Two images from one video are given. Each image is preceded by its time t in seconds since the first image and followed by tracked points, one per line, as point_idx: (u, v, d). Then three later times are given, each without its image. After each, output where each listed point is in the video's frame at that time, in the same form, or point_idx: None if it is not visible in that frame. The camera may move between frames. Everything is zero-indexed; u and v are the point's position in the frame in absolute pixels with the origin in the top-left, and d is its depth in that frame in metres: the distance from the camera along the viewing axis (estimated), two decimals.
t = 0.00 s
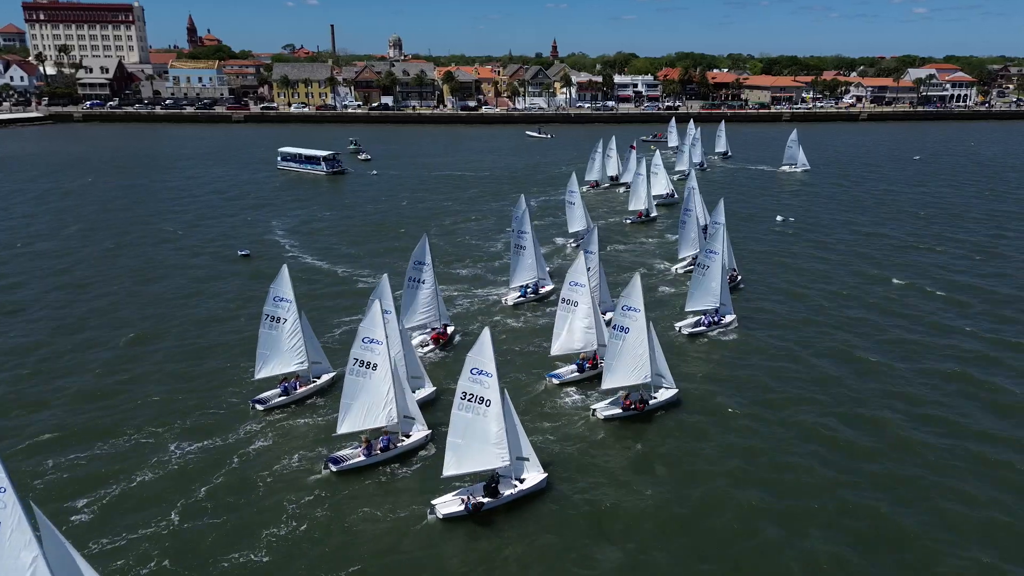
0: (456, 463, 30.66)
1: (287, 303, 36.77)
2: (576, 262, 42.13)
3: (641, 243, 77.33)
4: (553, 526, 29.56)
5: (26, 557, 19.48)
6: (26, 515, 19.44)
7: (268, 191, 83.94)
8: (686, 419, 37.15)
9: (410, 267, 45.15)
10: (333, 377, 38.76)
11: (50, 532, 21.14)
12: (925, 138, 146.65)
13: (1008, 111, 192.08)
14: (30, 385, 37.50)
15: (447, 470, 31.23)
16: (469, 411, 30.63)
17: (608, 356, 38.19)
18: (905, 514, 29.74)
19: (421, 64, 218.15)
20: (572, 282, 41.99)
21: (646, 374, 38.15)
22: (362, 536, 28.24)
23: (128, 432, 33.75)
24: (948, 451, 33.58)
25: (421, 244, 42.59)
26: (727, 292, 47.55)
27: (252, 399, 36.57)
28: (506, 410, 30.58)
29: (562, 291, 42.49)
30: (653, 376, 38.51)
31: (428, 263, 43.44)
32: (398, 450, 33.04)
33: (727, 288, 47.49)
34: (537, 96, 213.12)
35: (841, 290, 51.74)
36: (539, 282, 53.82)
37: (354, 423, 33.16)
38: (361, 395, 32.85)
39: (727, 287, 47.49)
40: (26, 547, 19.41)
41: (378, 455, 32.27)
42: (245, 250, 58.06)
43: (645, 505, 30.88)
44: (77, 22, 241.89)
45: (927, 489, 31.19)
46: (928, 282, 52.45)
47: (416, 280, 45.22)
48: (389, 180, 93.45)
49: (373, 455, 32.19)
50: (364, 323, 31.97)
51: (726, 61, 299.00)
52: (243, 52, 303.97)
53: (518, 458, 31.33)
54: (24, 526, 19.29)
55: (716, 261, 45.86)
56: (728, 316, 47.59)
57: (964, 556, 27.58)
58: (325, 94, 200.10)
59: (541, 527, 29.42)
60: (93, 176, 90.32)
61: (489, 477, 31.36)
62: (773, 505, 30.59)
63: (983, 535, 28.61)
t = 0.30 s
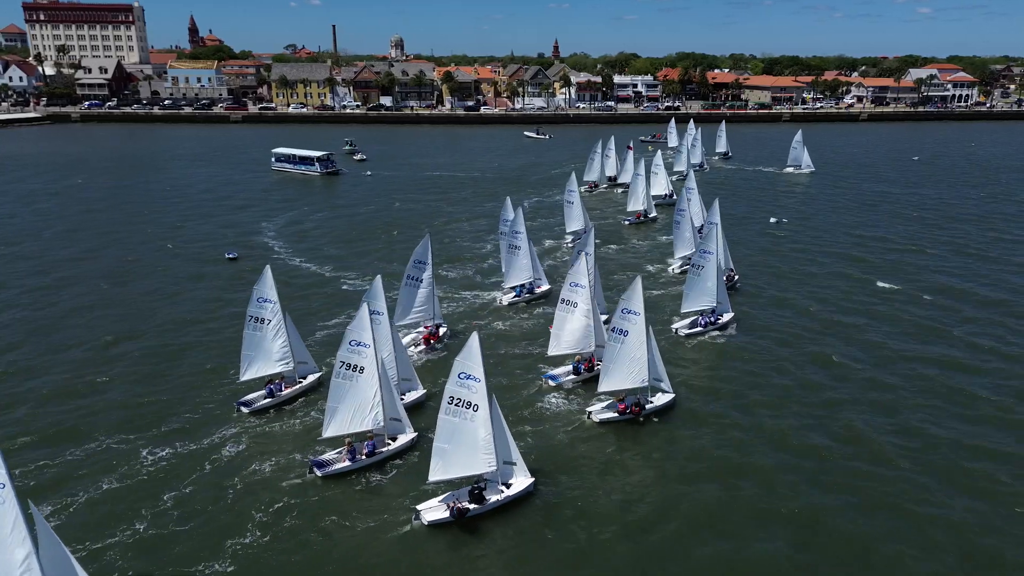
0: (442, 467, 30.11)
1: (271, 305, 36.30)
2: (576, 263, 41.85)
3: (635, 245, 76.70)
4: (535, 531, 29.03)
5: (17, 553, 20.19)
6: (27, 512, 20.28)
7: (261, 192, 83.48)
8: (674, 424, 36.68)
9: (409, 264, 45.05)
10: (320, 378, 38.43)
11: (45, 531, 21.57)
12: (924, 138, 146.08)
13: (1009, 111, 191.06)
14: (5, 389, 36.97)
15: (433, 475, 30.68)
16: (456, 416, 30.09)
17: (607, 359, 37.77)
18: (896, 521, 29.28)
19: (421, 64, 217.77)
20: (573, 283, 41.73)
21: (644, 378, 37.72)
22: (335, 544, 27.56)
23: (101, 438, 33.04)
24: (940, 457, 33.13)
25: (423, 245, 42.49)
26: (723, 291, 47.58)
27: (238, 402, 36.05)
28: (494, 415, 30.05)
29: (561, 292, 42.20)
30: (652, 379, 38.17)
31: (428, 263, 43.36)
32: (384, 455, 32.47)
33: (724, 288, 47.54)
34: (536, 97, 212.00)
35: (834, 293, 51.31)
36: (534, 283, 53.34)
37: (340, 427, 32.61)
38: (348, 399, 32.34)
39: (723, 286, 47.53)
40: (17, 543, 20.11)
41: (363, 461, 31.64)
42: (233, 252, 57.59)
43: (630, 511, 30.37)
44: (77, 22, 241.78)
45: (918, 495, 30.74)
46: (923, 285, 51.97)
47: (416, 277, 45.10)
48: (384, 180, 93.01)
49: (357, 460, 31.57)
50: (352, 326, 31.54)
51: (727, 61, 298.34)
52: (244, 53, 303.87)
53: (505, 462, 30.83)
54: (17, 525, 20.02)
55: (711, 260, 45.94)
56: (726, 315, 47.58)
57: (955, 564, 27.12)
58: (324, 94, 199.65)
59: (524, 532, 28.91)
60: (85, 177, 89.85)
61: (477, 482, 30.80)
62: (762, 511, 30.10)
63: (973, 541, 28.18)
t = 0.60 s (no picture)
0: (428, 473, 29.66)
1: (257, 305, 35.88)
2: (582, 265, 41.59)
3: (629, 245, 76.12)
4: (513, 539, 28.47)
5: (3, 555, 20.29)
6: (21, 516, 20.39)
7: (254, 193, 83.06)
8: (660, 431, 36.12)
9: (407, 265, 45.48)
10: (306, 380, 38.06)
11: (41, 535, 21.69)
12: (924, 139, 145.28)
13: (1011, 111, 189.95)
14: None
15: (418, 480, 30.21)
16: (442, 421, 29.64)
17: (601, 362, 37.37)
18: (880, 532, 28.77)
19: (420, 64, 217.26)
20: (577, 285, 41.36)
21: (638, 380, 37.30)
22: (305, 554, 26.87)
23: (72, 442, 32.52)
24: (930, 466, 32.56)
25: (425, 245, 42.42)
26: (721, 292, 47.38)
27: (223, 403, 35.69)
28: (481, 419, 29.68)
29: (564, 293, 41.90)
30: (647, 382, 37.69)
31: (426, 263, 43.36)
32: (370, 457, 32.06)
33: (722, 290, 47.34)
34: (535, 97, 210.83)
35: (827, 297, 50.76)
36: (529, 283, 53.55)
37: (325, 429, 32.17)
38: (333, 401, 31.87)
39: (721, 288, 47.33)
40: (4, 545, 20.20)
41: (349, 463, 31.28)
42: (221, 254, 57.11)
43: (613, 520, 29.83)
44: (77, 22, 241.88)
45: (905, 505, 30.18)
46: (917, 289, 51.36)
47: (413, 278, 45.45)
48: (378, 181, 92.52)
49: (343, 462, 31.24)
50: (336, 328, 31.11)
51: (728, 61, 297.48)
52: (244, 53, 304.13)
53: (492, 465, 30.49)
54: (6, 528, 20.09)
55: (710, 261, 45.79)
56: (722, 317, 47.33)
57: None
58: (323, 94, 199.32)
59: (502, 541, 28.34)
60: (77, 177, 89.46)
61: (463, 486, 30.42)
62: (746, 522, 29.57)
63: (962, 554, 27.63)
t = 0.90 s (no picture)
0: (416, 475, 29.40)
1: (246, 306, 35.58)
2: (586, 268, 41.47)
3: (624, 246, 75.63)
4: (491, 548, 27.90)
5: None
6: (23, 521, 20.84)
7: (249, 193, 82.83)
8: (645, 438, 35.53)
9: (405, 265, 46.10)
10: (295, 381, 37.80)
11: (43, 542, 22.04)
12: (926, 139, 144.30)
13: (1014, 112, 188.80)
14: None
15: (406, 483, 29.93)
16: (429, 423, 29.38)
17: (597, 364, 37.07)
18: (863, 542, 28.31)
19: (421, 65, 216.99)
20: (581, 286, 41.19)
21: (634, 383, 37.08)
22: (275, 563, 26.39)
23: (46, 446, 32.14)
24: (919, 477, 32.01)
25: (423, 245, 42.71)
26: (721, 294, 47.46)
27: (211, 403, 35.58)
28: (469, 421, 29.43)
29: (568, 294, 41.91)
30: (644, 383, 37.47)
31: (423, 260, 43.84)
32: (358, 458, 31.92)
33: (721, 291, 47.37)
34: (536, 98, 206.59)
35: (820, 301, 50.28)
36: (528, 283, 53.50)
37: (313, 429, 32.11)
38: (321, 402, 31.80)
39: (721, 290, 47.35)
40: None
41: (337, 463, 31.17)
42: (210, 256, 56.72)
43: (594, 529, 29.27)
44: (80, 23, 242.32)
45: (890, 515, 29.69)
46: (911, 292, 50.82)
47: (410, 278, 45.97)
48: (374, 182, 92.12)
49: (331, 462, 31.14)
50: (324, 329, 30.95)
51: (731, 61, 296.37)
52: (247, 54, 304.49)
53: (480, 468, 30.22)
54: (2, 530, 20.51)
55: (709, 263, 46.08)
56: (722, 319, 47.36)
57: None
58: (324, 94, 199.13)
59: (479, 550, 27.75)
60: (73, 176, 89.26)
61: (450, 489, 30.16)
62: (730, 533, 29.03)
63: (947, 567, 27.11)
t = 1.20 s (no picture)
0: (405, 477, 29.20)
1: (237, 307, 35.59)
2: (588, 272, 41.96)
3: (622, 246, 75.12)
4: (467, 558, 27.39)
5: None
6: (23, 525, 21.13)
7: (245, 194, 82.66)
8: (629, 445, 34.97)
9: (401, 264, 46.70)
10: (285, 382, 37.65)
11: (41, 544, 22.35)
12: (930, 140, 143.19)
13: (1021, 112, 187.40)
14: None
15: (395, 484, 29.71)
16: (420, 424, 29.18)
17: (599, 366, 36.70)
18: (848, 552, 27.86)
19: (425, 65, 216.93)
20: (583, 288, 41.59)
21: (632, 385, 36.85)
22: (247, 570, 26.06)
23: (23, 448, 31.86)
24: (908, 485, 31.48)
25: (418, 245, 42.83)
26: (721, 294, 46.96)
27: (199, 403, 35.56)
28: (459, 423, 29.27)
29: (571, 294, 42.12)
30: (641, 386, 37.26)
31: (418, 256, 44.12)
32: (348, 458, 31.80)
33: (721, 291, 46.85)
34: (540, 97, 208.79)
35: (814, 304, 49.76)
36: (526, 283, 53.36)
37: (304, 428, 32.04)
38: (312, 401, 31.75)
39: (720, 290, 46.85)
40: None
41: (324, 462, 31.10)
42: (199, 257, 56.36)
43: (573, 538, 28.76)
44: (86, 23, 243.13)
45: (877, 525, 29.22)
46: (907, 296, 50.27)
47: (406, 276, 46.61)
48: (371, 182, 91.79)
49: (319, 461, 31.10)
50: (317, 328, 31.03)
51: (736, 61, 295.26)
52: (252, 54, 305.18)
53: (470, 471, 30.04)
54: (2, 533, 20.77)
55: (708, 264, 45.47)
56: (723, 319, 47.00)
57: None
58: (327, 95, 199.12)
59: (453, 560, 27.23)
60: (71, 176, 89.29)
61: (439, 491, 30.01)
62: (711, 543, 28.48)
63: None
